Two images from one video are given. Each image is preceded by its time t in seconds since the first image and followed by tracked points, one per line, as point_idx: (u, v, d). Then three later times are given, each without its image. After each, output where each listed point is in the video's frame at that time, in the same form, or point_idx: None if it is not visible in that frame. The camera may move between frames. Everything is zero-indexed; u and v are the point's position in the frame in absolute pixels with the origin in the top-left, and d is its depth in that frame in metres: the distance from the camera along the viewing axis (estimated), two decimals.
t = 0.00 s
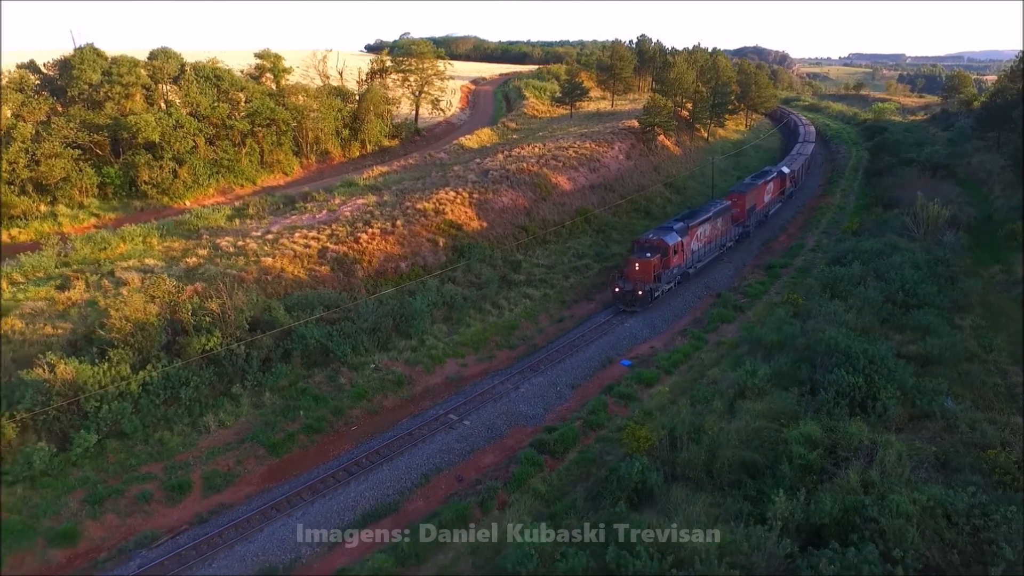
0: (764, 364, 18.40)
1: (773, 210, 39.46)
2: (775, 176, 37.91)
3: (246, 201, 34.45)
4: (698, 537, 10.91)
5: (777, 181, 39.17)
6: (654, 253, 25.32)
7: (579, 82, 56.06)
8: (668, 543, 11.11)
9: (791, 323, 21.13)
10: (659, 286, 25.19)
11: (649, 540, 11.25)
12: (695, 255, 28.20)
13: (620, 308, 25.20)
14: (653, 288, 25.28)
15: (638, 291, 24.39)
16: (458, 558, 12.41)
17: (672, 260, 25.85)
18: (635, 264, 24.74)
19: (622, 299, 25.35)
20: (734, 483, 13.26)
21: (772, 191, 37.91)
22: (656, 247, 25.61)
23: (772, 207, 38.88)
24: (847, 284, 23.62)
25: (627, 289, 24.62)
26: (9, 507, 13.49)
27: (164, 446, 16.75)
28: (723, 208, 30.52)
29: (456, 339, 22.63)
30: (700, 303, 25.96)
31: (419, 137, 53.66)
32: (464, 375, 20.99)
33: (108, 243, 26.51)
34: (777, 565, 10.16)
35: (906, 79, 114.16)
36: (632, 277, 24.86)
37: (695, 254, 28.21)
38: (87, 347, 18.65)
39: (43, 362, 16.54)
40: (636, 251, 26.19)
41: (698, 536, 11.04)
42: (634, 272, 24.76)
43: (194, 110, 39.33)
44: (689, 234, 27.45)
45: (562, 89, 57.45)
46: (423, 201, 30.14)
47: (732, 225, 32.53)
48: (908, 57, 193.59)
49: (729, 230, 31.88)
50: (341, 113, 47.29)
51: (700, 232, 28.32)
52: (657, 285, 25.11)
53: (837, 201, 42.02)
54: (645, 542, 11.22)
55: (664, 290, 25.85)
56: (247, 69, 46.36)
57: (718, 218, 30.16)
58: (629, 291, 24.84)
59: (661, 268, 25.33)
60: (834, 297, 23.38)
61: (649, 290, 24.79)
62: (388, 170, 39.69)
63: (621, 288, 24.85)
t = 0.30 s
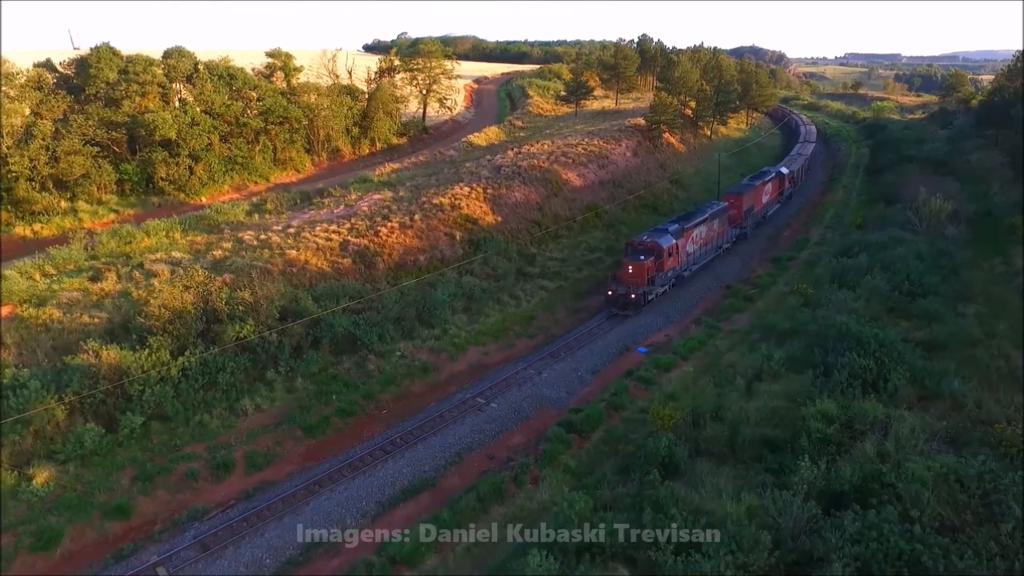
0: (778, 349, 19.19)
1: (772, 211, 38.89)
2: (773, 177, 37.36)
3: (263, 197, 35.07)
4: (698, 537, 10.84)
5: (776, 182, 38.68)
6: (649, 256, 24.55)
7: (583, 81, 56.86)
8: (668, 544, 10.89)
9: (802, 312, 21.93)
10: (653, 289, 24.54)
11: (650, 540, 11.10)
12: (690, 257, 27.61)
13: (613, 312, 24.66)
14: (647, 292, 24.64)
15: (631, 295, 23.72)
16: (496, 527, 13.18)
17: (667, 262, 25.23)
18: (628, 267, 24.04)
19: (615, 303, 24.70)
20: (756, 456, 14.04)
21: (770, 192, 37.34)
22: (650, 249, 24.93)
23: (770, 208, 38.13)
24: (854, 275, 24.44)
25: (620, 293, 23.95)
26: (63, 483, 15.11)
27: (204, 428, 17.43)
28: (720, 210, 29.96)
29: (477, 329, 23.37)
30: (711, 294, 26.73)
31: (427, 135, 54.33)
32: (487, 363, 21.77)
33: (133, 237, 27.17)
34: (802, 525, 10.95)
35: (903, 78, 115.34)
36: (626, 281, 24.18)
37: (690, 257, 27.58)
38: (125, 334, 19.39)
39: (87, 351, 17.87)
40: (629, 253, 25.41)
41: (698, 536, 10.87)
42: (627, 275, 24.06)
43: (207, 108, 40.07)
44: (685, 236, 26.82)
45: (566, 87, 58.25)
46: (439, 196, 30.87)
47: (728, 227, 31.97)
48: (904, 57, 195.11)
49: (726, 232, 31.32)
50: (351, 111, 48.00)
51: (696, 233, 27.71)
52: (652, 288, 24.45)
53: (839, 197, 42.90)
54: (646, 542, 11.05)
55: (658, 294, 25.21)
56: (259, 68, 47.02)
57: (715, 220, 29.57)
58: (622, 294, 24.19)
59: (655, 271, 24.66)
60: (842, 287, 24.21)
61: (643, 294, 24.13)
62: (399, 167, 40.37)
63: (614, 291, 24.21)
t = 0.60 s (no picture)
0: (790, 338, 19.81)
1: (771, 212, 38.53)
2: (772, 178, 36.94)
3: (277, 193, 35.58)
4: (698, 537, 10.92)
5: (775, 182, 38.35)
6: (644, 258, 24.27)
7: (588, 80, 57.53)
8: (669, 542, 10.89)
9: (811, 303, 22.53)
10: (648, 292, 24.20)
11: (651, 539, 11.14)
12: (688, 259, 27.26)
13: (607, 315, 24.33)
14: (643, 295, 24.30)
15: (626, 298, 23.39)
16: (526, 506, 13.78)
17: (662, 265, 24.85)
18: (623, 269, 23.71)
19: (609, 307, 24.36)
20: (774, 438, 14.64)
21: (770, 193, 37.03)
22: (645, 252, 24.55)
23: (768, 210, 37.72)
24: (861, 269, 25.11)
25: (615, 296, 23.64)
26: (105, 466, 15.72)
27: (236, 415, 17.98)
28: (718, 211, 29.57)
29: (494, 321, 23.97)
30: (721, 288, 27.34)
31: (434, 133, 54.93)
32: (505, 353, 22.39)
33: (153, 232, 27.80)
34: (822, 499, 11.54)
35: (902, 78, 116.22)
36: (621, 283, 23.84)
37: (687, 259, 27.19)
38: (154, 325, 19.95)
39: (122, 340, 18.45)
40: (624, 256, 25.12)
41: (698, 537, 10.92)
42: (622, 277, 23.74)
43: (219, 106, 40.49)
44: (682, 238, 26.44)
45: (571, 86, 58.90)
46: (452, 192, 31.46)
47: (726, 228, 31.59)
48: (902, 57, 196.06)
49: (724, 234, 30.92)
50: (360, 110, 48.55)
51: (693, 235, 27.32)
52: (647, 291, 24.07)
53: (842, 194, 43.62)
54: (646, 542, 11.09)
55: (654, 297, 24.90)
56: (269, 67, 47.59)
57: (712, 222, 29.16)
58: (617, 297, 23.84)
59: (651, 274, 24.29)
60: (849, 280, 24.83)
61: (637, 297, 23.77)
62: (409, 164, 40.95)
63: (609, 294, 23.86)
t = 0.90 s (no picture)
0: (802, 328, 20.40)
1: (772, 213, 37.97)
2: (773, 178, 36.36)
3: (292, 191, 36.13)
4: (698, 536, 10.78)
5: (776, 183, 37.83)
6: (640, 261, 23.81)
7: (593, 79, 58.15)
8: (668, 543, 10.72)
9: (821, 295, 23.14)
10: (644, 296, 23.76)
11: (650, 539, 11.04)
12: (686, 262, 26.74)
13: (602, 318, 23.90)
14: (638, 299, 23.86)
15: (621, 302, 22.95)
16: (555, 486, 14.37)
17: (659, 268, 24.39)
18: (619, 273, 23.27)
19: (604, 310, 23.89)
20: (791, 421, 15.23)
21: (771, 194, 36.50)
22: (641, 255, 24.10)
23: (768, 211, 37.08)
24: (868, 262, 25.73)
25: (610, 300, 23.20)
26: (143, 451, 16.31)
27: (266, 402, 18.52)
28: (717, 213, 29.08)
29: (511, 313, 24.54)
30: (730, 282, 27.95)
31: (441, 132, 55.49)
32: (523, 344, 22.99)
33: (174, 227, 28.36)
34: (842, 475, 12.08)
35: (901, 78, 117.06)
36: (616, 286, 23.41)
37: (685, 262, 26.66)
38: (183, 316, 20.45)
39: (155, 332, 18.96)
40: (621, 258, 24.65)
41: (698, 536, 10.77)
42: (617, 280, 23.30)
43: (233, 104, 40.98)
44: (678, 240, 25.88)
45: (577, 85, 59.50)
46: (465, 189, 32.02)
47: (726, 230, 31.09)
48: (899, 57, 196.61)
49: (723, 236, 30.42)
50: (370, 108, 49.07)
51: (691, 238, 26.84)
52: (642, 295, 23.66)
53: (846, 191, 44.27)
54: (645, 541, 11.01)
55: (649, 301, 24.41)
56: (279, 67, 48.14)
57: (711, 223, 28.68)
58: (612, 301, 23.45)
59: (647, 277, 23.86)
60: (856, 274, 25.41)
61: (633, 301, 23.38)
62: (420, 162, 41.48)
63: (604, 298, 23.46)
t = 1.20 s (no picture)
0: (813, 319, 21.00)
1: (773, 215, 37.48)
2: (773, 179, 35.85)
3: (305, 188, 36.65)
4: (701, 537, 10.64)
5: (776, 184, 37.32)
6: (636, 265, 23.44)
7: (598, 79, 58.76)
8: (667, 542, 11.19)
9: (830, 288, 23.71)
10: (639, 300, 23.34)
11: (651, 540, 11.17)
12: (683, 265, 26.30)
13: (598, 322, 23.55)
14: (634, 303, 23.44)
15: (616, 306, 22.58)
16: (582, 468, 14.93)
17: (655, 271, 23.97)
18: (614, 276, 22.90)
19: (599, 314, 23.57)
20: (808, 405, 15.81)
21: (771, 195, 36.02)
22: (637, 258, 23.68)
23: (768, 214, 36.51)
24: (875, 257, 26.34)
25: (605, 304, 22.87)
26: (180, 437, 16.86)
27: (294, 392, 19.04)
28: (716, 215, 28.63)
29: (527, 307, 25.12)
30: (740, 277, 28.52)
31: (447, 131, 56.05)
32: (540, 336, 23.58)
33: (192, 224, 28.87)
34: (861, 455, 12.62)
35: (901, 78, 117.86)
36: (611, 290, 23.04)
37: (682, 265, 26.24)
38: (210, 308, 21.19)
39: (186, 323, 19.60)
40: (617, 261, 24.27)
41: (700, 536, 10.74)
42: (613, 283, 22.93)
43: (245, 103, 41.59)
44: (676, 243, 25.51)
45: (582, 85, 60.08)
46: (478, 186, 32.58)
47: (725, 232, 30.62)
48: (898, 57, 197.49)
49: (723, 238, 29.97)
50: (379, 107, 49.64)
51: (688, 240, 26.40)
52: (638, 299, 23.25)
53: (850, 189, 44.90)
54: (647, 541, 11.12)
55: (646, 304, 24.00)
56: (288, 66, 48.68)
57: (709, 225, 28.20)
58: (607, 305, 23.08)
59: (643, 280, 23.47)
60: (864, 268, 25.95)
61: (628, 305, 22.99)
62: (430, 160, 42.02)
63: (599, 302, 23.09)
